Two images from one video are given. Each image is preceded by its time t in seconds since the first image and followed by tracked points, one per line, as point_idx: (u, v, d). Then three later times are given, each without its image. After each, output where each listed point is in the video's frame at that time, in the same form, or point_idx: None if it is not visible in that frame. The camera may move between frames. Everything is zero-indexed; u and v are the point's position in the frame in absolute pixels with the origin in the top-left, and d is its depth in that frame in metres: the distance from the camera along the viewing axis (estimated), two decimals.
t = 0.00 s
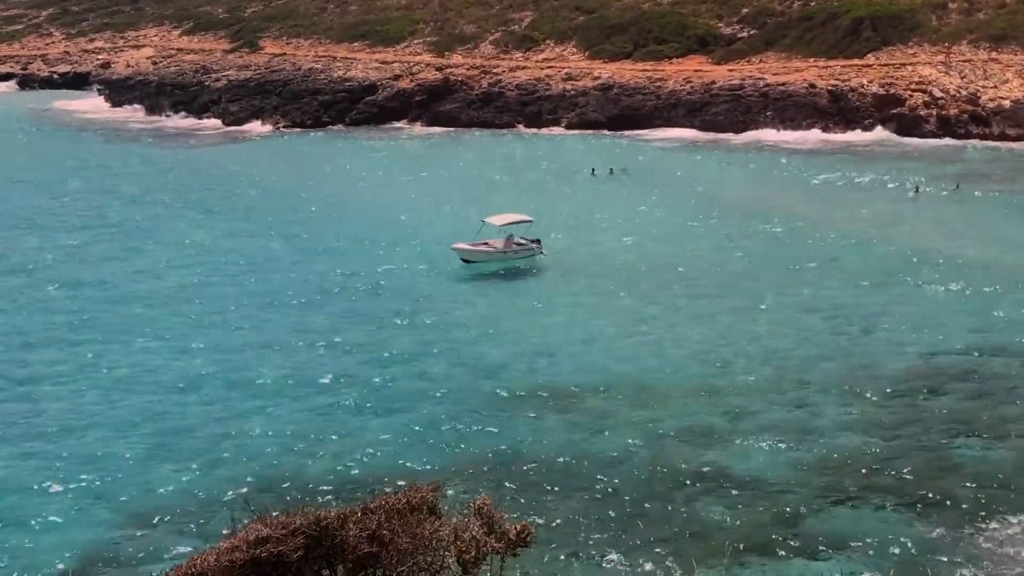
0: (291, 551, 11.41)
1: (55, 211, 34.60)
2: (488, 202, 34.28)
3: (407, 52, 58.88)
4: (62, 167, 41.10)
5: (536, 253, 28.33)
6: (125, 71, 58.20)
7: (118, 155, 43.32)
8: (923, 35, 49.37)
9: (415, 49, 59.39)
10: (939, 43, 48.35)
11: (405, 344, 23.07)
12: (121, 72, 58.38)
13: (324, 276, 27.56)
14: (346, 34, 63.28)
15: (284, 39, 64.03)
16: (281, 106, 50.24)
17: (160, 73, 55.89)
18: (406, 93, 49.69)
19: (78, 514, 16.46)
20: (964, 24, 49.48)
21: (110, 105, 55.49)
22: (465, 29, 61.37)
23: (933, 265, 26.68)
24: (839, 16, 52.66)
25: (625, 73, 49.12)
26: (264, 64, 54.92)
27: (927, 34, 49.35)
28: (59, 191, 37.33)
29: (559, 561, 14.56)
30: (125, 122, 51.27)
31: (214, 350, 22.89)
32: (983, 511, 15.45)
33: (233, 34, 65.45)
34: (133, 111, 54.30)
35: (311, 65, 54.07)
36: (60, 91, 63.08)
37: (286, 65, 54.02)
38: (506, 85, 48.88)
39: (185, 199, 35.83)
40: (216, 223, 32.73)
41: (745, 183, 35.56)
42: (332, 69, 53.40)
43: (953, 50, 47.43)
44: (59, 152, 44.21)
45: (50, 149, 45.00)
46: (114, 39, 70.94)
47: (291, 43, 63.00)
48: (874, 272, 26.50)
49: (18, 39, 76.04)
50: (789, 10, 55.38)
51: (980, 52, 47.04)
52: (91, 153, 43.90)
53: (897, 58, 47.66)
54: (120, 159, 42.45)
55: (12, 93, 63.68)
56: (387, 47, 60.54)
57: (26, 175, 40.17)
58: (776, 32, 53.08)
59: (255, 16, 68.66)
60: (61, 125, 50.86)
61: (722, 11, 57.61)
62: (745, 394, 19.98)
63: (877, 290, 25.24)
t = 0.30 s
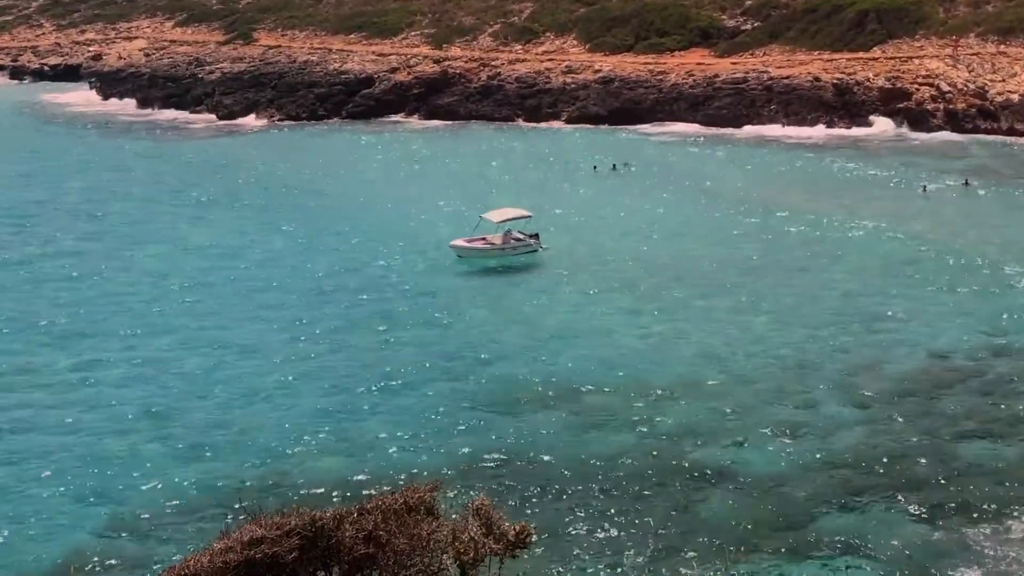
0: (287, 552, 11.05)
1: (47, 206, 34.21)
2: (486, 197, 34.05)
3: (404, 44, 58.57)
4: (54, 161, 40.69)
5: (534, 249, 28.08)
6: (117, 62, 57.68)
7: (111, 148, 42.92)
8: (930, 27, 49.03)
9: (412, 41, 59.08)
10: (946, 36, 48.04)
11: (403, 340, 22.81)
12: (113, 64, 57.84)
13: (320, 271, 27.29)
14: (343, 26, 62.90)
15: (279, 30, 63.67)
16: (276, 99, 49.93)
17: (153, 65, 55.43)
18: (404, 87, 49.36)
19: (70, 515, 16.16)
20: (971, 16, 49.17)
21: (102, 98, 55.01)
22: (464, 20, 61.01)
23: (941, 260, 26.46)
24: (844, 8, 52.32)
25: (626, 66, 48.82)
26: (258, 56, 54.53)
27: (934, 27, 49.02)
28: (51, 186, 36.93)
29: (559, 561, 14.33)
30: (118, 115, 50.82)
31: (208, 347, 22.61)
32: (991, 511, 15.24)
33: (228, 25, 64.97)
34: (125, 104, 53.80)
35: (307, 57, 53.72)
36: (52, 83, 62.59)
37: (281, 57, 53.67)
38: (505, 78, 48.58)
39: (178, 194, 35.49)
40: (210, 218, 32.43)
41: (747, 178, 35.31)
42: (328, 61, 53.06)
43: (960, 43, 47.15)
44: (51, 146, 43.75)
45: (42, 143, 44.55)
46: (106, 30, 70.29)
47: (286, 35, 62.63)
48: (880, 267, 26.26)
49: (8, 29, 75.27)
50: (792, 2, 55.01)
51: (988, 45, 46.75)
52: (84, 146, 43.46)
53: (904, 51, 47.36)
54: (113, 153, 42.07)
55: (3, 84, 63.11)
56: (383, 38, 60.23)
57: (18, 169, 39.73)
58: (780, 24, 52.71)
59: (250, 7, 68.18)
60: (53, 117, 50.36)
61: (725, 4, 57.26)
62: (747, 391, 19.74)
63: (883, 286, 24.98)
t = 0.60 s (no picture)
0: (282, 556, 11.17)
1: (40, 205, 33.92)
2: (485, 195, 33.86)
3: (401, 41, 58.39)
4: (47, 160, 40.35)
5: (533, 249, 27.99)
6: (109, 60, 57.27)
7: (104, 147, 42.61)
8: (934, 25, 48.92)
9: (408, 38, 58.90)
10: (950, 33, 47.93)
11: (402, 338, 22.63)
12: (106, 61, 57.42)
13: (316, 270, 27.11)
14: (339, 23, 62.66)
15: (274, 27, 63.43)
16: (272, 97, 49.70)
17: (146, 63, 55.11)
18: (401, 85, 49.14)
19: (64, 517, 15.92)
20: (974, 13, 49.13)
21: (95, 96, 54.57)
22: (461, 17, 60.83)
23: (945, 259, 26.32)
24: (846, 5, 52.17)
25: (626, 64, 48.61)
26: (253, 54, 54.27)
27: (937, 24, 48.94)
28: (44, 185, 36.63)
29: (562, 564, 14.13)
30: (111, 113, 50.45)
31: (205, 347, 22.38)
32: (1002, 513, 15.04)
33: (223, 21, 64.70)
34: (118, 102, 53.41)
35: (303, 55, 53.51)
36: (44, 80, 62.25)
37: (276, 55, 53.42)
38: (503, 76, 48.37)
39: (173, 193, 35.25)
40: (205, 217, 32.20)
41: (747, 176, 35.12)
42: (323, 58, 52.81)
43: (964, 41, 47.07)
44: (44, 144, 43.40)
45: (34, 141, 44.19)
46: (99, 28, 69.91)
47: (282, 32, 62.37)
48: (885, 266, 26.09)
49: None
50: None
51: (992, 42, 46.69)
52: (78, 145, 43.13)
53: (907, 48, 47.22)
54: (107, 151, 41.75)
55: None
56: (380, 35, 60.08)
57: (10, 167, 39.40)
58: (782, 21, 52.49)
59: (245, 4, 67.89)
60: (46, 115, 49.98)
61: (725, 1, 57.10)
62: (749, 390, 19.57)
63: (888, 284, 24.79)
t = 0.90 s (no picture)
0: (276, 563, 10.98)
1: (32, 206, 33.66)
2: (483, 195, 33.70)
3: (397, 40, 58.26)
4: (40, 161, 40.08)
5: (531, 250, 27.76)
6: (102, 60, 56.96)
7: (98, 148, 42.39)
8: (937, 23, 48.80)
9: (404, 38, 58.75)
10: (953, 32, 47.80)
11: (401, 339, 22.45)
12: (99, 61, 57.11)
13: (313, 271, 26.96)
14: (335, 22, 62.52)
15: (268, 27, 63.23)
16: (267, 97, 49.56)
17: (139, 62, 54.86)
18: (398, 85, 48.93)
19: (58, 520, 15.74)
20: (978, 12, 49.04)
21: (88, 96, 54.31)
22: (458, 17, 60.66)
23: (948, 259, 26.16)
24: (848, 4, 52.00)
25: (626, 63, 48.44)
26: (248, 54, 54.10)
27: (940, 22, 48.83)
28: (37, 186, 36.38)
29: (562, 567, 13.97)
30: (105, 113, 50.19)
31: (201, 348, 22.19)
32: (1008, 514, 14.86)
33: (217, 20, 64.49)
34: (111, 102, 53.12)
35: (298, 54, 53.38)
36: (36, 81, 61.96)
37: (271, 55, 53.25)
38: (501, 76, 48.18)
39: (167, 193, 35.07)
40: (201, 218, 31.99)
41: (747, 177, 34.95)
42: (319, 58, 52.62)
43: (967, 40, 46.94)
44: (37, 145, 43.11)
45: (27, 141, 43.93)
46: (92, 27, 69.62)
47: (276, 31, 62.19)
48: (889, 266, 25.93)
49: None
50: None
51: (995, 42, 46.58)
52: (71, 145, 42.90)
53: (910, 47, 47.05)
54: (100, 152, 41.50)
55: None
56: (376, 35, 59.97)
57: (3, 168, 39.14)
58: (783, 20, 52.27)
59: (239, 3, 67.68)
60: (39, 116, 49.68)
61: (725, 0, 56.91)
62: (751, 391, 19.38)
63: (892, 284, 24.60)
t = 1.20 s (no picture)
0: (273, 569, 10.80)
1: (26, 208, 33.47)
2: (481, 196, 33.58)
3: (394, 41, 58.14)
4: (34, 162, 39.88)
5: (532, 252, 27.53)
6: (96, 61, 56.76)
7: (92, 149, 42.21)
8: (939, 23, 48.69)
9: (401, 38, 58.64)
10: (956, 32, 47.70)
11: (399, 340, 22.33)
12: (93, 62, 56.95)
13: (310, 272, 26.83)
14: (331, 23, 62.42)
15: (263, 28, 63.09)
16: (262, 98, 49.44)
17: (133, 63, 54.67)
18: (394, 86, 48.80)
19: (54, 523, 15.61)
20: (980, 12, 48.94)
21: (82, 98, 54.15)
22: (455, 17, 60.52)
23: (950, 259, 26.01)
24: (849, 3, 51.85)
25: (625, 63, 48.31)
26: (243, 54, 53.95)
27: (943, 22, 48.74)
28: (31, 188, 36.19)
29: (563, 570, 13.85)
30: (99, 115, 50.01)
31: (198, 350, 22.05)
32: (1013, 515, 14.74)
33: (212, 21, 64.35)
34: (105, 103, 52.93)
35: (293, 55, 53.21)
36: (29, 82, 61.77)
37: (267, 56, 53.10)
38: (498, 76, 48.02)
39: (162, 194, 34.89)
40: (197, 219, 31.84)
41: (745, 177, 34.83)
42: (315, 59, 52.47)
43: (969, 40, 46.85)
44: (31, 147, 42.91)
45: (21, 143, 43.70)
46: (85, 28, 69.43)
47: (271, 32, 62.05)
48: (892, 266, 25.83)
49: None
50: None
51: (998, 41, 46.50)
52: (66, 147, 42.71)
53: (911, 47, 46.92)
54: (95, 154, 41.31)
55: None
56: (372, 35, 59.86)
57: None
58: (783, 20, 52.15)
59: (234, 4, 67.53)
60: (33, 118, 49.48)
61: None
62: (753, 390, 19.23)
63: (894, 285, 24.50)
